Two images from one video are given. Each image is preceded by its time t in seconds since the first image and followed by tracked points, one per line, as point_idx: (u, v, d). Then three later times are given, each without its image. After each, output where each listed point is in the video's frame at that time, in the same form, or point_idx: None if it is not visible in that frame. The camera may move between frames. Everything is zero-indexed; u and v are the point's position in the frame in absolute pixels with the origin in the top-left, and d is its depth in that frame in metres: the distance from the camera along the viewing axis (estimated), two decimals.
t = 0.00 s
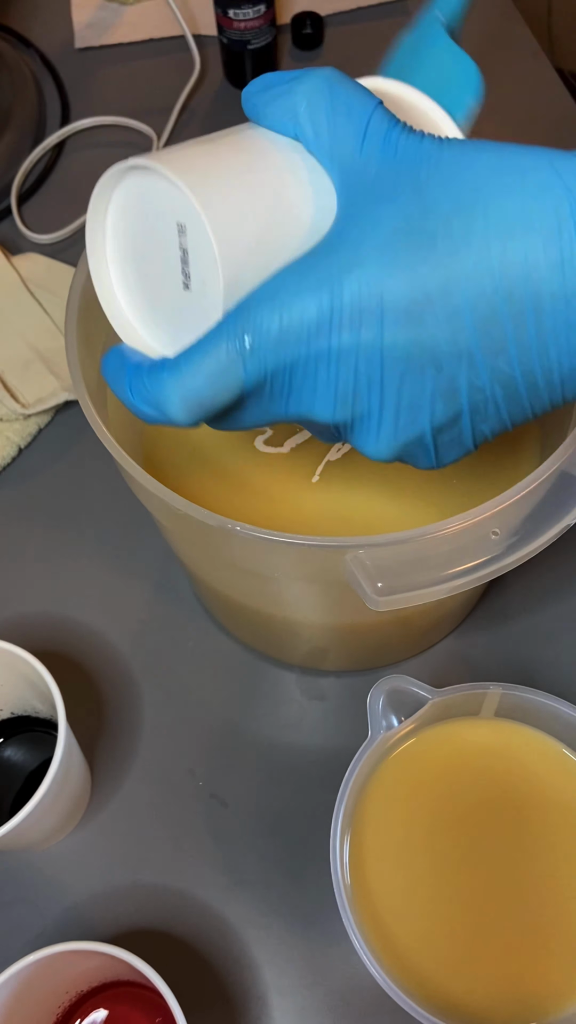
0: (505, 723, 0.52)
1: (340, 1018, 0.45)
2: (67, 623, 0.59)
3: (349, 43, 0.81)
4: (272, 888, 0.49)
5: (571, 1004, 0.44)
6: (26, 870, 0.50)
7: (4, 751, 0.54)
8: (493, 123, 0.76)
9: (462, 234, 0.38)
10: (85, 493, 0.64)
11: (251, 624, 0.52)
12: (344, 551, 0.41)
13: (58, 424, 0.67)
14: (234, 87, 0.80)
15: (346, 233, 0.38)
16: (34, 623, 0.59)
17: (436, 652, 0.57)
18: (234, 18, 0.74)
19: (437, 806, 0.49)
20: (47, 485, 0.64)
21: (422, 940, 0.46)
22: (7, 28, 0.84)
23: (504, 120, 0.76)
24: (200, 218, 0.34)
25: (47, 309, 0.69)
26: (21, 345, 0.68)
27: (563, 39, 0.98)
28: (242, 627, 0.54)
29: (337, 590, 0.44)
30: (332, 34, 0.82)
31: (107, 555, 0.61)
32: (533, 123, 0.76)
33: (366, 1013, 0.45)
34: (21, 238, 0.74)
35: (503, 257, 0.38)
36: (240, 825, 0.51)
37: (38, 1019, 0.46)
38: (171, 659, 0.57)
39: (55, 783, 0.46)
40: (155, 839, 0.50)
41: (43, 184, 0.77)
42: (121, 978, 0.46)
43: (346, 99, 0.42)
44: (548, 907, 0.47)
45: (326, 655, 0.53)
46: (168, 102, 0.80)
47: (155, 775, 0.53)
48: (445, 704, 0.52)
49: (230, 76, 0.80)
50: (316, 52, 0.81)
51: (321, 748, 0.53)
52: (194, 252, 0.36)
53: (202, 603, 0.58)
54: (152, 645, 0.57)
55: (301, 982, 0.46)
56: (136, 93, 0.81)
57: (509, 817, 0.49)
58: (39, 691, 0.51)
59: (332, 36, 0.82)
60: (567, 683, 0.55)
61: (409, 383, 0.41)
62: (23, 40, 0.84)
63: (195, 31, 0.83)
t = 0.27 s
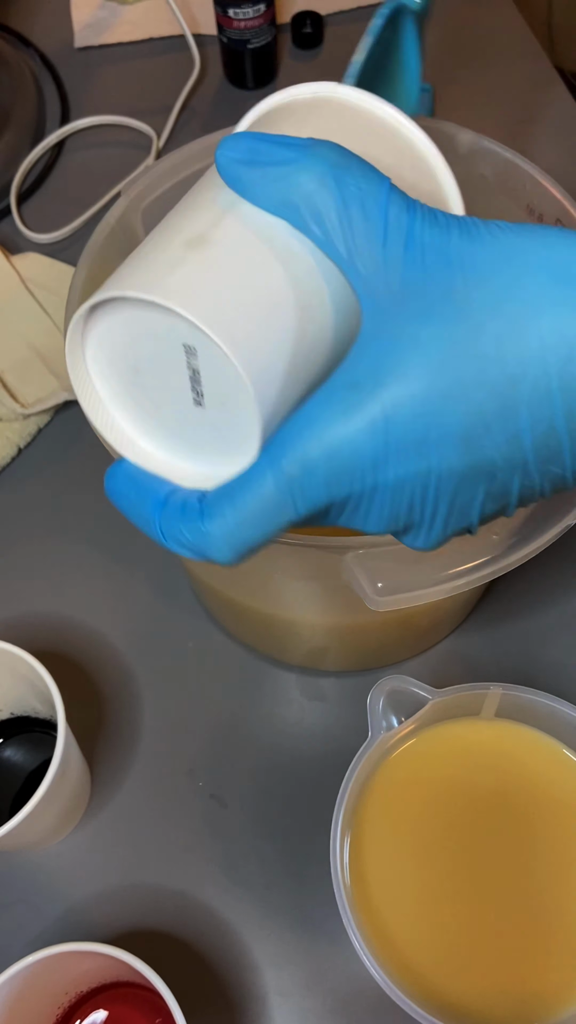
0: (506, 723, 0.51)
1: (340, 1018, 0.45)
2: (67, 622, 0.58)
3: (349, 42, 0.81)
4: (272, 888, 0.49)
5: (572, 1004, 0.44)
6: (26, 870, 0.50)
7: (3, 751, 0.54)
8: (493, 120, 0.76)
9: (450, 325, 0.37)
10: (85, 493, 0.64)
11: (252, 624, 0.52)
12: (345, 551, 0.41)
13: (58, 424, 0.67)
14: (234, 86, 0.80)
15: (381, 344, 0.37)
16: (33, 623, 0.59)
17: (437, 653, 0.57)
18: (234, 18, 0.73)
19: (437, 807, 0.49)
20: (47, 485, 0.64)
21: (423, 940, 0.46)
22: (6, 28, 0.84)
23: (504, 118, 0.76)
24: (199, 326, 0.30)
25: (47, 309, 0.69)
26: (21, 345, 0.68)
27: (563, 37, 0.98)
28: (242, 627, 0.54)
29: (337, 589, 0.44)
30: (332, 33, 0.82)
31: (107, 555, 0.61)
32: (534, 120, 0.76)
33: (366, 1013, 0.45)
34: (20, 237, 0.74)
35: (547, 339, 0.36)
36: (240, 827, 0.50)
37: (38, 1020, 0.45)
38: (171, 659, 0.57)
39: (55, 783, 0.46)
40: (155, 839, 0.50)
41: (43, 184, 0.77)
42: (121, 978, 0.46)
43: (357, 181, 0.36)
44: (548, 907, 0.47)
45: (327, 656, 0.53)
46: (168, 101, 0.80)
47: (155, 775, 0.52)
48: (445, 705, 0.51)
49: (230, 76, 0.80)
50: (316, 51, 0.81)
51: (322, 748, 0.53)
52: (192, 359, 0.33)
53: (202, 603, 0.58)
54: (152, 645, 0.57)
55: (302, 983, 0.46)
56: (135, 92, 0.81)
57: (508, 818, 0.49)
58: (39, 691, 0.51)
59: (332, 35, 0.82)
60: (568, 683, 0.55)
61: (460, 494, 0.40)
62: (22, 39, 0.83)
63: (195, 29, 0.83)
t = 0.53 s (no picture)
0: (505, 724, 0.51)
1: (340, 1018, 0.45)
2: (66, 623, 0.58)
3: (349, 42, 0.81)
4: (272, 889, 0.49)
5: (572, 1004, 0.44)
6: (25, 871, 0.50)
7: (3, 751, 0.54)
8: (493, 119, 0.76)
9: None
10: (85, 493, 0.64)
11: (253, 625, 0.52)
12: (345, 550, 0.40)
13: (58, 423, 0.67)
14: (234, 85, 0.80)
15: None
16: (32, 623, 0.58)
17: (437, 652, 0.57)
18: (234, 18, 0.74)
19: (437, 807, 0.49)
20: (47, 485, 0.64)
21: (423, 940, 0.46)
22: (6, 27, 0.84)
23: (504, 118, 0.76)
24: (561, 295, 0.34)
25: (46, 309, 0.69)
26: (21, 345, 0.68)
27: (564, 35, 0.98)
28: (242, 627, 0.54)
29: (337, 590, 0.44)
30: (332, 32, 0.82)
31: (107, 554, 0.61)
32: (534, 119, 0.76)
33: (366, 1013, 0.45)
34: (20, 237, 0.74)
35: None
36: (239, 827, 0.50)
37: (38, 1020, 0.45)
38: (171, 659, 0.57)
39: (54, 784, 0.46)
40: (155, 840, 0.50)
41: (43, 183, 0.77)
42: (121, 979, 0.46)
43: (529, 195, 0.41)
44: (548, 907, 0.47)
45: (328, 656, 0.53)
46: (167, 100, 0.80)
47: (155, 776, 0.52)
48: (445, 705, 0.51)
49: (229, 75, 0.80)
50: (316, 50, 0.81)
51: (322, 748, 0.53)
52: (475, 350, 0.33)
53: (202, 603, 0.58)
54: (152, 645, 0.57)
55: (302, 983, 0.46)
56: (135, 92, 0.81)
57: (508, 818, 0.49)
58: (39, 691, 0.51)
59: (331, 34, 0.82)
60: (568, 683, 0.55)
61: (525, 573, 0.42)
62: (21, 38, 0.83)
63: (194, 28, 0.83)
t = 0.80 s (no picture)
0: (505, 724, 0.52)
1: (340, 1018, 0.45)
2: (67, 623, 0.59)
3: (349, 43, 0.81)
4: (272, 888, 0.49)
5: (572, 1003, 0.44)
6: (26, 870, 0.50)
7: (4, 751, 0.54)
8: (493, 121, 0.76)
9: None
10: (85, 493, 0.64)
11: (253, 625, 0.52)
12: (345, 551, 0.40)
13: (58, 424, 0.67)
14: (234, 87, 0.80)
15: None
16: (33, 623, 0.59)
17: (437, 652, 0.57)
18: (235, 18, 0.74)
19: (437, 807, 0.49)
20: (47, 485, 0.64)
21: (423, 940, 0.46)
22: (6, 28, 0.84)
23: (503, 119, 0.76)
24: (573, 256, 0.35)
25: (47, 309, 0.69)
26: (21, 345, 0.68)
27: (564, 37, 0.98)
28: (243, 627, 0.54)
29: (337, 590, 0.44)
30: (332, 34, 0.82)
31: (107, 554, 0.61)
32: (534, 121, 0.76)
33: (365, 1013, 0.45)
34: (20, 237, 0.74)
35: None
36: (239, 826, 0.51)
37: (38, 1019, 0.46)
38: (171, 659, 0.57)
39: (55, 783, 0.46)
40: (155, 839, 0.50)
41: (43, 184, 0.77)
42: (121, 978, 0.46)
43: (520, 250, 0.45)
44: (548, 907, 0.47)
45: (329, 655, 0.53)
46: (167, 101, 0.80)
47: (155, 776, 0.53)
48: (445, 705, 0.51)
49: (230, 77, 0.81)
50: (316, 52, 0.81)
51: (322, 748, 0.53)
52: None
53: (203, 603, 0.58)
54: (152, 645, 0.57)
55: (301, 983, 0.46)
56: (135, 93, 0.81)
57: (509, 817, 0.49)
58: (39, 691, 0.51)
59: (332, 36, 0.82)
60: (567, 683, 0.55)
61: None
62: (22, 39, 0.84)
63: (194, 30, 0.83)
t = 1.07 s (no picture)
0: (505, 723, 0.51)
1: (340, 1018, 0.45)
2: (67, 623, 0.59)
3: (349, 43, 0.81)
4: (272, 888, 0.49)
5: (572, 1003, 0.44)
6: (26, 870, 0.50)
7: (4, 750, 0.54)
8: (493, 121, 0.76)
9: None
10: (85, 493, 0.64)
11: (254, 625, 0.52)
12: (345, 551, 0.41)
13: (58, 424, 0.67)
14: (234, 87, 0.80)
15: None
16: (33, 622, 0.59)
17: (437, 652, 0.57)
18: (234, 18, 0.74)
19: (437, 807, 0.49)
20: (48, 485, 0.64)
21: (423, 940, 0.46)
22: (6, 28, 0.84)
23: (504, 119, 0.76)
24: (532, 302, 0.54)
25: (47, 309, 0.69)
26: (22, 345, 0.68)
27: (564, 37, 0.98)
28: (243, 626, 0.54)
29: (337, 590, 0.44)
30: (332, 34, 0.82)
31: (107, 554, 0.61)
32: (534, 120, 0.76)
33: (365, 1013, 0.46)
34: (21, 238, 0.74)
35: None
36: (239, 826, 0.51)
37: (38, 1019, 0.46)
38: (172, 658, 0.57)
39: (55, 783, 0.46)
40: (155, 839, 0.50)
41: (43, 185, 0.77)
42: (121, 978, 0.46)
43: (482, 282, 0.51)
44: (548, 906, 0.47)
45: (329, 655, 0.53)
46: (167, 101, 0.80)
47: (155, 775, 0.53)
48: (445, 705, 0.51)
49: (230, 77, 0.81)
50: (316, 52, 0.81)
51: (322, 747, 0.53)
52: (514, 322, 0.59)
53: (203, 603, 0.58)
54: (152, 645, 0.57)
55: (301, 983, 0.46)
56: (135, 93, 0.81)
57: (508, 817, 0.49)
58: (39, 690, 0.51)
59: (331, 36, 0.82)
60: (567, 683, 0.55)
61: None
62: (22, 39, 0.84)
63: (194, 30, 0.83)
